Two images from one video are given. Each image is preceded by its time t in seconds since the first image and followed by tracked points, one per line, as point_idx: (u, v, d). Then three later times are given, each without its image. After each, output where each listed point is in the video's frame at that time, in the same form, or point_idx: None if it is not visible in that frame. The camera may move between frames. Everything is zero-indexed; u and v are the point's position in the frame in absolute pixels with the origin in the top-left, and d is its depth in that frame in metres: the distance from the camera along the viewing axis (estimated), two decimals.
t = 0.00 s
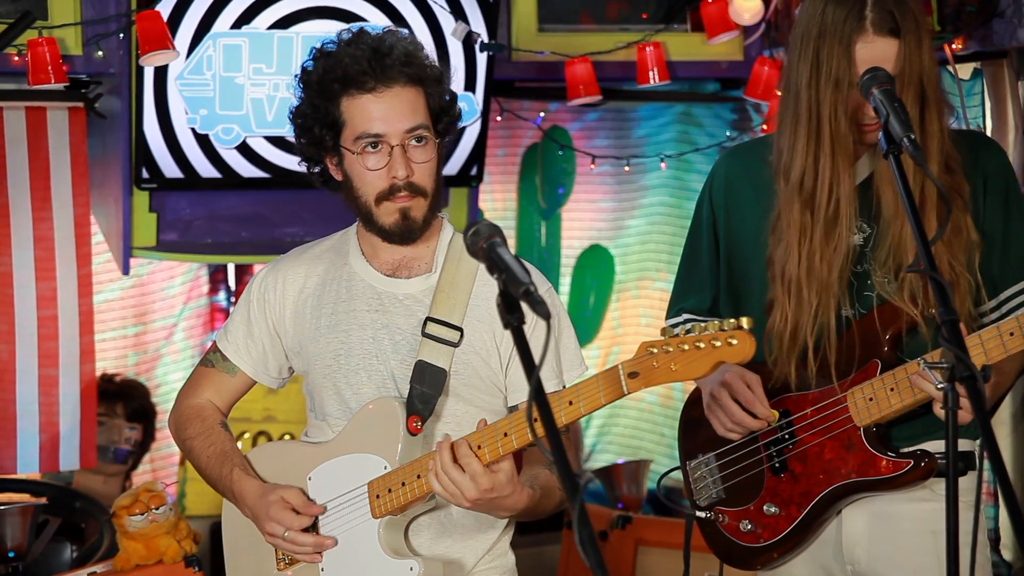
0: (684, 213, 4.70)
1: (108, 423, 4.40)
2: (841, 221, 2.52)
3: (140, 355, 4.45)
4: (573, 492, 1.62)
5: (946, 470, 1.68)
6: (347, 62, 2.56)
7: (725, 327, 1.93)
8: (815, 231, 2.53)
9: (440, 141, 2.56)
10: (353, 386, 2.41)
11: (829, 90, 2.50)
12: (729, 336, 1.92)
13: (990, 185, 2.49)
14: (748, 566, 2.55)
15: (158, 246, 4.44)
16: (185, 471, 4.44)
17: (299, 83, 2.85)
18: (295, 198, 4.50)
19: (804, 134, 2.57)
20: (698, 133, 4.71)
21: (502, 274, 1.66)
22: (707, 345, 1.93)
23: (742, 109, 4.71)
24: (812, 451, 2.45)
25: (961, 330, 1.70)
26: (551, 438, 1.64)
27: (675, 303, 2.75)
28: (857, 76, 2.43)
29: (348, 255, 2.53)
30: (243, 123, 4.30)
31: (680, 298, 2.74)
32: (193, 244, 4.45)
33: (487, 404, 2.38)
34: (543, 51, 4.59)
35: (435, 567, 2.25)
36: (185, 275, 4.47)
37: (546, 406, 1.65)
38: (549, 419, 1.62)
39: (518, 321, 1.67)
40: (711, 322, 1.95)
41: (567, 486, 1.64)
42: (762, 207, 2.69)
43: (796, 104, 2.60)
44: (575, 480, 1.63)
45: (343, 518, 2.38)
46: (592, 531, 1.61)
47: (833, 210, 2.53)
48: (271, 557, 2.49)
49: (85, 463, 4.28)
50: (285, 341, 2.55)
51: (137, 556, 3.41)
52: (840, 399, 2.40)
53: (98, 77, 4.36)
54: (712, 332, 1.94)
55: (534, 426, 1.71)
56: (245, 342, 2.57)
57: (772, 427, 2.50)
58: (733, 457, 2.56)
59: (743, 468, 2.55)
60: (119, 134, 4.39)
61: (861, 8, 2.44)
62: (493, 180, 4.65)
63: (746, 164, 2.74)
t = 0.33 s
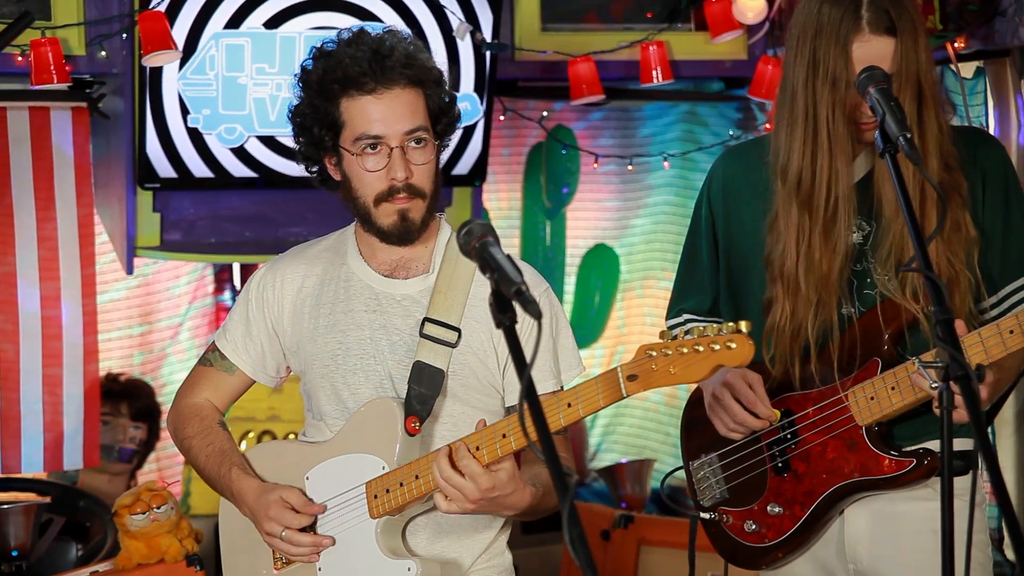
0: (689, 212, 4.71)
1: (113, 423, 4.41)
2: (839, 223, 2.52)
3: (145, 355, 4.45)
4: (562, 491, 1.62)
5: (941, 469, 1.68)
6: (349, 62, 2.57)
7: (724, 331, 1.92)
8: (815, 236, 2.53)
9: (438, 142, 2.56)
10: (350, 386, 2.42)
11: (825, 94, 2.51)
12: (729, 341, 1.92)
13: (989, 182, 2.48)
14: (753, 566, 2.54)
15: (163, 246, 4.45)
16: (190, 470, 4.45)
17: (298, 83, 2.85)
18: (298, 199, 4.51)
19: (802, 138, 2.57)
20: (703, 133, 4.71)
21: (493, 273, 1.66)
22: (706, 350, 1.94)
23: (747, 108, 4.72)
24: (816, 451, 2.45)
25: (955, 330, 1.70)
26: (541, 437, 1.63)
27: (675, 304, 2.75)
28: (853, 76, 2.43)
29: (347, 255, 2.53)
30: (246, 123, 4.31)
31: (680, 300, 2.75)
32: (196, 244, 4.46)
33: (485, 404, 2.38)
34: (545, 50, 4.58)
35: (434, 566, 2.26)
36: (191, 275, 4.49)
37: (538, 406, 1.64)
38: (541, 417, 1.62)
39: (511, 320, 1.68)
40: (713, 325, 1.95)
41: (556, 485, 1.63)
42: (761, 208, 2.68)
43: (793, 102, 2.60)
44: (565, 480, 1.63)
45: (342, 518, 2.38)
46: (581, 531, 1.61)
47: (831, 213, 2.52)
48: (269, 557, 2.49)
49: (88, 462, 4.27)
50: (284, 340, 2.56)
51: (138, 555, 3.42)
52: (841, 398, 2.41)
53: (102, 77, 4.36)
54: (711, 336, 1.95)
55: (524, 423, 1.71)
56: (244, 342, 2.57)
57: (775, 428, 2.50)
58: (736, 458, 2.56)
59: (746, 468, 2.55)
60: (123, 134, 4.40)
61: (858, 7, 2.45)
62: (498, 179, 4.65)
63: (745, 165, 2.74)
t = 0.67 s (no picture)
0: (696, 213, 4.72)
1: (119, 423, 4.43)
2: (843, 223, 2.51)
3: (152, 355, 4.48)
4: (553, 491, 1.63)
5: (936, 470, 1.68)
6: (348, 63, 2.57)
7: (715, 333, 1.94)
8: (820, 236, 2.52)
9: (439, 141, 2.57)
10: (350, 386, 2.42)
11: (828, 94, 2.50)
12: (720, 343, 1.93)
13: (993, 185, 2.48)
14: (757, 567, 2.54)
15: (168, 247, 4.47)
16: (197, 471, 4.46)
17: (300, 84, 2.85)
18: (303, 200, 4.52)
19: (806, 139, 2.57)
20: (709, 133, 4.73)
21: (486, 273, 1.67)
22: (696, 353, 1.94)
23: (753, 109, 4.73)
24: (820, 453, 2.44)
25: (951, 331, 1.71)
26: (533, 437, 1.64)
27: (679, 304, 2.75)
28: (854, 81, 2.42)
29: (348, 256, 2.54)
30: (251, 124, 4.32)
31: (683, 300, 2.74)
32: (202, 245, 4.48)
33: (483, 406, 2.39)
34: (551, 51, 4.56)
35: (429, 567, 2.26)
36: (198, 276, 4.51)
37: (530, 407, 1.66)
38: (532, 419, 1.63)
39: (503, 321, 1.68)
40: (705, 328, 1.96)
41: (547, 485, 1.63)
42: (764, 208, 2.68)
43: (797, 111, 2.59)
44: (556, 480, 1.64)
45: (340, 518, 2.39)
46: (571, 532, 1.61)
47: (836, 213, 2.52)
48: (267, 557, 2.50)
49: (93, 462, 4.29)
50: (284, 340, 2.56)
51: (140, 554, 3.43)
52: (843, 400, 2.41)
53: (107, 79, 4.37)
54: (702, 338, 1.95)
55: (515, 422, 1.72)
56: (245, 342, 2.58)
57: (779, 431, 2.50)
58: (740, 459, 2.56)
59: (749, 469, 2.54)
60: (129, 135, 4.39)
61: (862, 21, 2.43)
62: (505, 180, 4.66)
63: (748, 165, 2.73)
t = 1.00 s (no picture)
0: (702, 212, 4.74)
1: (125, 421, 4.44)
2: (844, 221, 2.51)
3: (158, 353, 4.49)
4: (544, 489, 1.63)
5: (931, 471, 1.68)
6: (347, 59, 2.58)
7: (712, 334, 1.94)
8: (822, 234, 2.52)
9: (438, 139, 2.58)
10: (349, 383, 2.43)
11: (830, 90, 2.50)
12: (717, 345, 1.93)
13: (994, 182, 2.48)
14: (755, 565, 2.54)
15: (172, 245, 4.47)
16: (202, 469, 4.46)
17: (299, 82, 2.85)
18: (307, 198, 4.53)
19: (808, 135, 2.57)
20: (715, 131, 4.74)
21: (479, 271, 1.67)
22: (694, 353, 1.94)
23: (758, 106, 4.73)
24: (820, 450, 2.45)
25: (946, 329, 1.70)
26: (521, 433, 1.64)
27: (680, 303, 2.74)
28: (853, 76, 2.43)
29: (347, 253, 2.54)
30: (254, 123, 4.33)
31: (685, 298, 2.74)
32: (206, 243, 4.49)
33: (482, 403, 2.39)
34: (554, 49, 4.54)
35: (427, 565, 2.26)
36: (204, 273, 4.52)
37: (521, 404, 1.66)
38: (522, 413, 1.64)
39: (496, 319, 1.68)
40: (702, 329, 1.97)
41: (538, 484, 1.64)
42: (765, 206, 2.68)
43: (799, 103, 2.59)
44: (546, 477, 1.63)
45: (340, 515, 2.39)
46: (562, 529, 1.62)
47: (837, 210, 2.52)
48: (267, 554, 2.50)
49: (99, 460, 4.30)
50: (284, 337, 2.57)
51: (142, 552, 3.44)
52: (844, 397, 2.41)
53: (111, 78, 4.38)
54: (700, 339, 1.95)
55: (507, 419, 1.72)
56: (244, 339, 2.58)
57: (779, 428, 2.49)
58: (740, 457, 2.55)
59: (748, 468, 2.54)
60: (132, 133, 4.39)
61: (862, 12, 2.43)
62: (510, 178, 4.65)
63: (750, 162, 2.73)
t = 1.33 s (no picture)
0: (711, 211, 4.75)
1: (133, 421, 4.43)
2: (847, 218, 2.51)
3: (168, 353, 4.49)
4: (537, 488, 1.63)
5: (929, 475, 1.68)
6: (348, 58, 2.58)
7: (707, 329, 1.94)
8: (825, 232, 2.51)
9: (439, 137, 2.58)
10: (350, 381, 2.43)
11: (834, 81, 2.50)
12: (714, 339, 1.94)
13: (999, 179, 2.47)
14: (759, 565, 2.54)
15: (180, 245, 4.49)
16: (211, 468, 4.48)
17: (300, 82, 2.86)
18: (315, 198, 4.55)
19: (811, 130, 2.56)
20: (723, 130, 4.73)
21: (474, 271, 1.68)
22: (692, 348, 1.95)
23: (767, 105, 4.73)
24: (823, 451, 2.44)
25: (944, 329, 1.70)
26: (516, 432, 1.65)
27: (684, 302, 2.74)
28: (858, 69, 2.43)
29: (349, 251, 2.55)
30: (261, 123, 4.33)
31: (688, 297, 2.74)
32: (214, 243, 4.51)
33: (484, 401, 2.39)
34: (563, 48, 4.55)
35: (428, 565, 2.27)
36: (212, 273, 4.52)
37: (515, 404, 1.66)
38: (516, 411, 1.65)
39: (491, 319, 1.68)
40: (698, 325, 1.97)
41: (532, 482, 1.64)
42: (769, 205, 2.68)
43: (802, 95, 2.59)
44: (539, 476, 1.64)
45: (342, 514, 2.39)
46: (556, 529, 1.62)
47: (840, 207, 2.51)
48: (270, 552, 2.51)
49: (107, 460, 4.33)
50: (286, 336, 2.58)
51: (148, 551, 3.44)
52: (848, 398, 2.40)
53: (118, 78, 4.38)
54: (696, 335, 1.96)
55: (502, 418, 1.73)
56: (247, 338, 2.59)
57: (783, 428, 2.49)
58: (743, 458, 2.55)
59: (750, 468, 2.55)
60: (140, 133, 4.42)
61: None
62: (519, 177, 4.64)
63: (754, 161, 2.72)
